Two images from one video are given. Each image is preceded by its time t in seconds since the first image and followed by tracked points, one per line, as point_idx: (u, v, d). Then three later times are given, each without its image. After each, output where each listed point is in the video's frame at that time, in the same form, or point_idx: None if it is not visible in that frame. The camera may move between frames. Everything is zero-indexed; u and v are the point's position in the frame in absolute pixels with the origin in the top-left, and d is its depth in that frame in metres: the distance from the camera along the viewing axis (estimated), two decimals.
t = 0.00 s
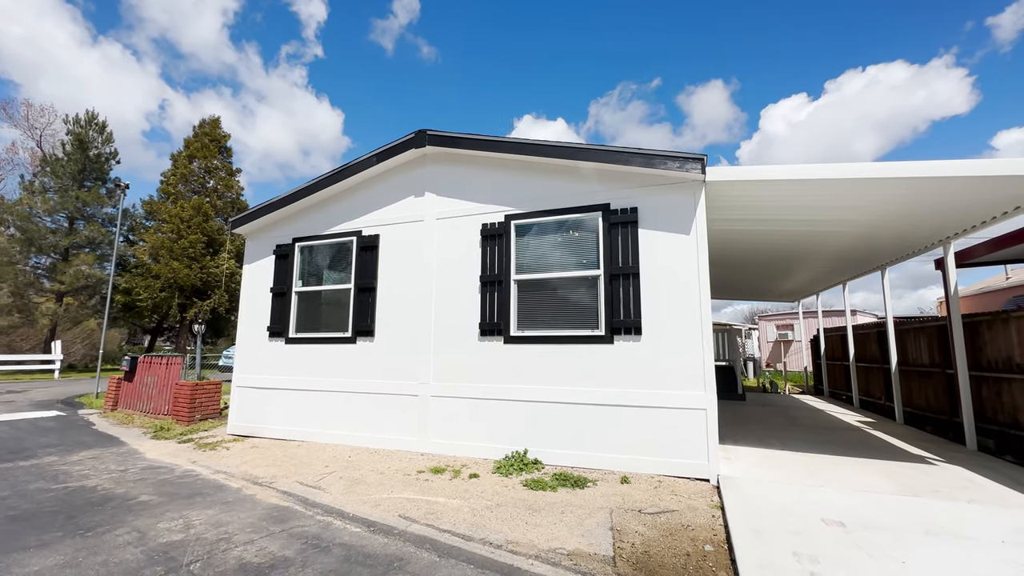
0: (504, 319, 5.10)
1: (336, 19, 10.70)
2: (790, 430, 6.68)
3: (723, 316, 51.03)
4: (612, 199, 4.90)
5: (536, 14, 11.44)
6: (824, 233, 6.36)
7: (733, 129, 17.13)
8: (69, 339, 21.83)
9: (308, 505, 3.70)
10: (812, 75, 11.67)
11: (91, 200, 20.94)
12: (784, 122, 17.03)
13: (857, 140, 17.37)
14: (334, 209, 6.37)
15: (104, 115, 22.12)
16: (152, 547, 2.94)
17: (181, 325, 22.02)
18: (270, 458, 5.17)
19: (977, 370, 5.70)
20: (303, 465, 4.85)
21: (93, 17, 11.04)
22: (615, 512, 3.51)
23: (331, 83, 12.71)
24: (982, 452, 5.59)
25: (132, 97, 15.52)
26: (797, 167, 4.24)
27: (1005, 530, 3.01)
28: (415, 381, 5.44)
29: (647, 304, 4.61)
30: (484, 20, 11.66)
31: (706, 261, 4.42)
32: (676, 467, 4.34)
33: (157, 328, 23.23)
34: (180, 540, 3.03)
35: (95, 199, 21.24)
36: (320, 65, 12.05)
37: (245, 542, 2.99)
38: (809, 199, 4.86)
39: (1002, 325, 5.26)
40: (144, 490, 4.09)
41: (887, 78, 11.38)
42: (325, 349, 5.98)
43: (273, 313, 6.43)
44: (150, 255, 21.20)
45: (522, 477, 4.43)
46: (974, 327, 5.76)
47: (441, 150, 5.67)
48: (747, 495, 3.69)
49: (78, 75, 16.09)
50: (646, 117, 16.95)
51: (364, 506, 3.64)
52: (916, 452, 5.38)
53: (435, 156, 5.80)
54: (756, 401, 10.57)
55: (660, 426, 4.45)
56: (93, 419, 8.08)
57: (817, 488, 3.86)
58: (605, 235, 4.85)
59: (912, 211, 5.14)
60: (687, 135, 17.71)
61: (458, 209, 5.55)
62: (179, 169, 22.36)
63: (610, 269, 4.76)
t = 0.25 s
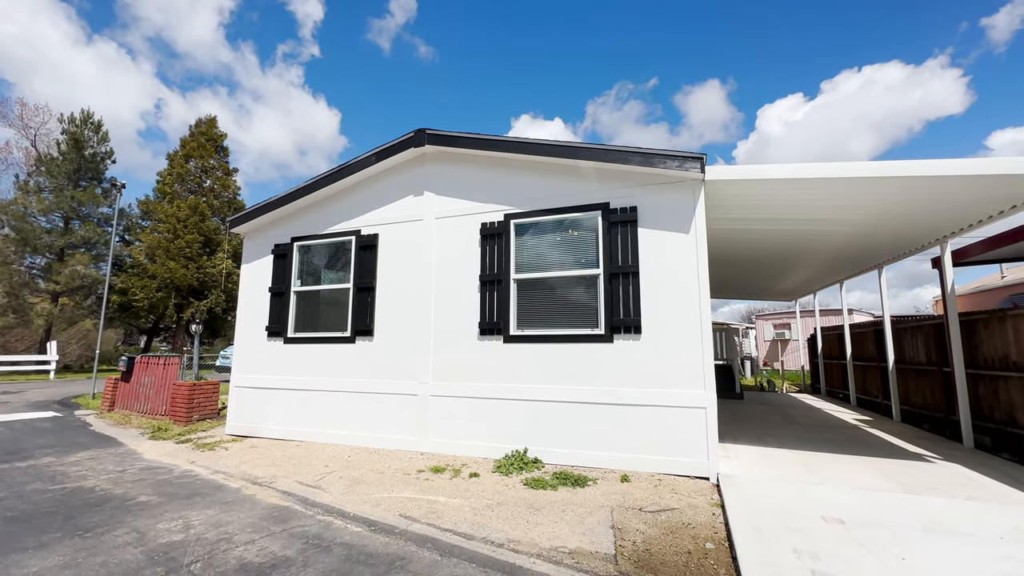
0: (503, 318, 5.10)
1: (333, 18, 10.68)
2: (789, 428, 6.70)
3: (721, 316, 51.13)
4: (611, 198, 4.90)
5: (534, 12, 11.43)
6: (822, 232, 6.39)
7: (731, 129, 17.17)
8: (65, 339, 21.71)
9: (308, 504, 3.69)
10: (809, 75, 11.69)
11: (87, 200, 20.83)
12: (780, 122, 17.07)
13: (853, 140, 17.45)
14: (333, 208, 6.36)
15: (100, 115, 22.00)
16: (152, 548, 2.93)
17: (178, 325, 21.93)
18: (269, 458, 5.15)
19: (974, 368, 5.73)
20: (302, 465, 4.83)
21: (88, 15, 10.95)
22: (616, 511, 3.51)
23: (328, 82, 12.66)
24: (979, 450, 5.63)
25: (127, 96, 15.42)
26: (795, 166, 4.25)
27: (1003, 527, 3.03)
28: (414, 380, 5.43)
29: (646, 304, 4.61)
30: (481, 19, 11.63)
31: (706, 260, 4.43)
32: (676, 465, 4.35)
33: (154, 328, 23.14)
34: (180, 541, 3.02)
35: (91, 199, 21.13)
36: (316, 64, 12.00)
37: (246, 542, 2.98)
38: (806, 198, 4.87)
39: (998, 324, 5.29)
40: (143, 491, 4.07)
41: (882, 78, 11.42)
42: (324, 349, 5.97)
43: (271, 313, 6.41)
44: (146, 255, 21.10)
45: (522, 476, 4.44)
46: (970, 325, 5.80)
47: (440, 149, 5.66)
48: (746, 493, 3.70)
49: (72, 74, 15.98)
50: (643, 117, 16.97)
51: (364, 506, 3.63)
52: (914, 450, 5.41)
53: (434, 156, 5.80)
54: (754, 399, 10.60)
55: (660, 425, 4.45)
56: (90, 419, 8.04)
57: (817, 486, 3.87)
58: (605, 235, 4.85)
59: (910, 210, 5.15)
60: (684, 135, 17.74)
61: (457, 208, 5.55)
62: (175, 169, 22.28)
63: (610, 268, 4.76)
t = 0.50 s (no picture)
0: (503, 318, 5.10)
1: (330, 17, 10.67)
2: (787, 427, 6.73)
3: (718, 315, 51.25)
4: (610, 198, 4.91)
5: (532, 12, 11.42)
6: (820, 232, 6.41)
7: (728, 128, 17.21)
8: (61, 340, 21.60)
9: (309, 505, 3.69)
10: (807, 74, 11.69)
11: (83, 200, 20.73)
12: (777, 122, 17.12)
13: (849, 140, 17.50)
14: (332, 208, 6.35)
15: (96, 115, 21.91)
16: (152, 549, 2.92)
17: (175, 326, 21.84)
18: (268, 459, 5.15)
19: (971, 367, 5.76)
20: (302, 466, 4.82)
21: (83, 14, 10.87)
22: (617, 510, 3.52)
23: (325, 81, 12.63)
24: (976, 448, 5.66)
25: (123, 96, 15.35)
26: (793, 167, 4.27)
27: (1001, 524, 3.05)
28: (414, 380, 5.43)
29: (646, 303, 4.62)
30: (479, 18, 11.63)
31: (705, 260, 4.44)
32: (676, 465, 4.36)
33: (151, 329, 23.06)
34: (180, 542, 3.01)
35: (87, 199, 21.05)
36: (313, 63, 11.97)
37: (247, 543, 2.97)
38: (804, 198, 4.89)
39: (995, 322, 5.32)
40: (142, 492, 4.06)
41: (879, 78, 11.45)
42: (324, 349, 5.96)
43: (270, 313, 6.39)
44: (143, 255, 21.03)
45: (522, 476, 4.45)
46: (967, 324, 5.83)
47: (439, 149, 5.66)
48: (746, 492, 3.72)
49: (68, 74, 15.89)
50: (641, 117, 17.00)
51: (365, 506, 3.63)
52: (911, 448, 5.44)
53: (433, 156, 5.80)
54: (752, 399, 10.63)
55: (660, 424, 4.46)
56: (88, 421, 8.00)
57: (816, 484, 3.89)
58: (605, 235, 4.86)
59: (907, 210, 5.17)
60: (682, 135, 17.77)
61: (456, 208, 5.55)
62: (172, 169, 22.20)
63: (609, 268, 4.77)
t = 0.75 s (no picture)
0: (501, 318, 5.10)
1: (327, 16, 10.63)
2: (784, 426, 6.75)
3: (715, 315, 51.37)
4: (608, 197, 4.91)
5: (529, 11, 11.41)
6: (817, 232, 6.44)
7: (725, 128, 17.26)
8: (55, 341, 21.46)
9: (307, 506, 3.68)
10: (804, 74, 11.72)
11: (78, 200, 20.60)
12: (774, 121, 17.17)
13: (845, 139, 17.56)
14: (329, 208, 6.33)
15: (91, 114, 21.78)
16: (149, 551, 2.90)
17: (171, 326, 21.74)
18: (266, 459, 5.13)
19: (966, 365, 5.79)
20: (300, 466, 4.81)
21: (77, 13, 10.80)
22: (615, 509, 3.52)
23: (322, 80, 12.59)
24: (972, 446, 5.70)
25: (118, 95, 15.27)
26: (790, 166, 4.28)
27: (996, 522, 3.07)
28: (412, 380, 5.42)
29: (644, 302, 4.63)
30: (476, 18, 11.61)
31: (703, 259, 4.45)
32: (674, 464, 4.37)
33: (147, 329, 22.96)
34: (178, 543, 3.00)
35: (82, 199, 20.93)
36: (310, 63, 11.92)
37: (244, 544, 2.96)
38: (800, 198, 4.91)
39: (990, 321, 5.35)
40: (139, 493, 4.04)
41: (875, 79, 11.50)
42: (321, 349, 5.94)
43: (267, 313, 6.37)
44: (139, 256, 20.93)
45: (521, 476, 4.44)
46: (963, 323, 5.86)
47: (437, 148, 5.65)
48: (744, 491, 3.72)
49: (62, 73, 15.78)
50: (638, 117, 17.03)
51: (363, 507, 3.62)
52: (907, 447, 5.46)
53: (431, 155, 5.79)
54: (749, 398, 10.66)
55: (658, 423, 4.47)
56: (83, 422, 7.95)
57: (814, 483, 3.89)
58: (602, 234, 4.86)
59: (903, 209, 5.20)
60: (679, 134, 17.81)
61: (454, 208, 5.54)
62: (168, 169, 22.11)
63: (607, 267, 4.77)
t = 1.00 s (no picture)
0: (497, 318, 5.09)
1: (324, 16, 10.60)
2: (780, 426, 6.76)
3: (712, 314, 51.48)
4: (604, 197, 4.91)
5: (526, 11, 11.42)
6: (812, 232, 6.47)
7: (722, 128, 17.29)
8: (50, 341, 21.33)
9: (302, 507, 3.66)
10: (800, 73, 11.75)
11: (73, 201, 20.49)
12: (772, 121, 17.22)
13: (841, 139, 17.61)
14: (325, 208, 6.31)
15: (86, 114, 21.67)
16: (142, 553, 2.89)
17: (167, 327, 21.63)
18: (261, 460, 5.11)
19: (961, 364, 5.81)
20: (295, 468, 4.79)
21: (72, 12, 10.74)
22: (610, 509, 3.52)
23: (319, 80, 12.57)
24: (966, 445, 5.72)
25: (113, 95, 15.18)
26: (784, 166, 4.29)
27: (989, 520, 3.08)
28: (408, 381, 5.41)
29: (640, 302, 4.63)
30: (474, 18, 11.60)
31: (699, 259, 4.45)
32: (670, 464, 4.37)
33: (143, 330, 22.88)
34: (171, 545, 2.98)
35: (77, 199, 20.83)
36: (307, 63, 11.89)
37: (238, 546, 2.95)
38: (796, 197, 4.92)
39: (984, 320, 5.37)
40: (133, 495, 4.01)
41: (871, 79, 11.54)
42: (317, 350, 5.92)
43: (263, 314, 6.35)
44: (134, 256, 20.85)
45: (517, 476, 4.44)
46: (957, 322, 5.89)
47: (433, 148, 5.64)
48: (739, 490, 3.73)
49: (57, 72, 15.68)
50: (635, 117, 17.05)
51: (358, 508, 3.61)
52: (903, 446, 5.48)
53: (427, 155, 5.78)
54: (745, 397, 10.69)
55: (654, 424, 4.47)
56: (77, 423, 7.91)
57: (809, 482, 3.90)
58: (598, 234, 4.86)
59: (898, 209, 5.22)
60: (676, 134, 17.84)
61: (450, 208, 5.53)
62: (163, 169, 22.03)
63: (603, 267, 4.77)
